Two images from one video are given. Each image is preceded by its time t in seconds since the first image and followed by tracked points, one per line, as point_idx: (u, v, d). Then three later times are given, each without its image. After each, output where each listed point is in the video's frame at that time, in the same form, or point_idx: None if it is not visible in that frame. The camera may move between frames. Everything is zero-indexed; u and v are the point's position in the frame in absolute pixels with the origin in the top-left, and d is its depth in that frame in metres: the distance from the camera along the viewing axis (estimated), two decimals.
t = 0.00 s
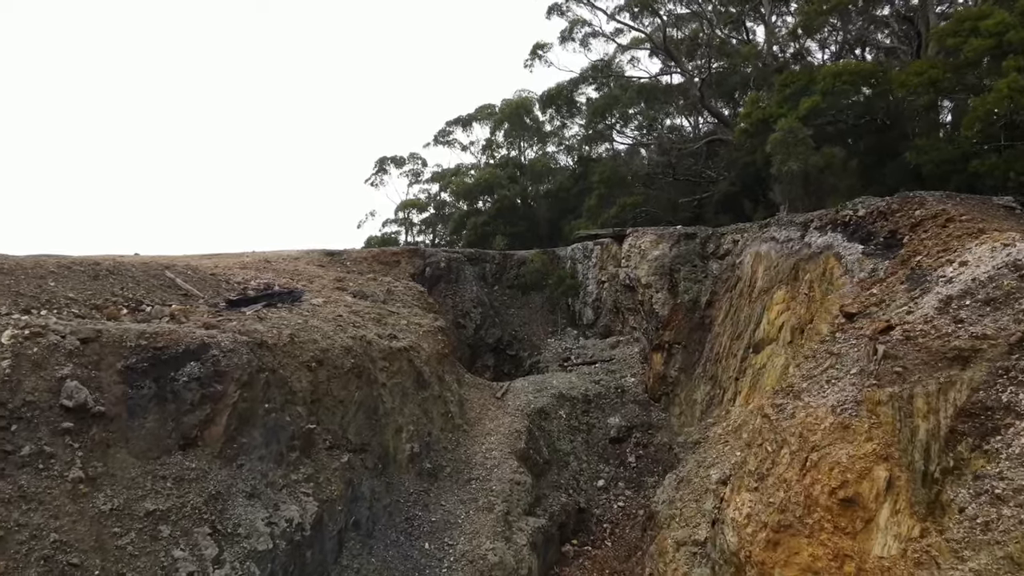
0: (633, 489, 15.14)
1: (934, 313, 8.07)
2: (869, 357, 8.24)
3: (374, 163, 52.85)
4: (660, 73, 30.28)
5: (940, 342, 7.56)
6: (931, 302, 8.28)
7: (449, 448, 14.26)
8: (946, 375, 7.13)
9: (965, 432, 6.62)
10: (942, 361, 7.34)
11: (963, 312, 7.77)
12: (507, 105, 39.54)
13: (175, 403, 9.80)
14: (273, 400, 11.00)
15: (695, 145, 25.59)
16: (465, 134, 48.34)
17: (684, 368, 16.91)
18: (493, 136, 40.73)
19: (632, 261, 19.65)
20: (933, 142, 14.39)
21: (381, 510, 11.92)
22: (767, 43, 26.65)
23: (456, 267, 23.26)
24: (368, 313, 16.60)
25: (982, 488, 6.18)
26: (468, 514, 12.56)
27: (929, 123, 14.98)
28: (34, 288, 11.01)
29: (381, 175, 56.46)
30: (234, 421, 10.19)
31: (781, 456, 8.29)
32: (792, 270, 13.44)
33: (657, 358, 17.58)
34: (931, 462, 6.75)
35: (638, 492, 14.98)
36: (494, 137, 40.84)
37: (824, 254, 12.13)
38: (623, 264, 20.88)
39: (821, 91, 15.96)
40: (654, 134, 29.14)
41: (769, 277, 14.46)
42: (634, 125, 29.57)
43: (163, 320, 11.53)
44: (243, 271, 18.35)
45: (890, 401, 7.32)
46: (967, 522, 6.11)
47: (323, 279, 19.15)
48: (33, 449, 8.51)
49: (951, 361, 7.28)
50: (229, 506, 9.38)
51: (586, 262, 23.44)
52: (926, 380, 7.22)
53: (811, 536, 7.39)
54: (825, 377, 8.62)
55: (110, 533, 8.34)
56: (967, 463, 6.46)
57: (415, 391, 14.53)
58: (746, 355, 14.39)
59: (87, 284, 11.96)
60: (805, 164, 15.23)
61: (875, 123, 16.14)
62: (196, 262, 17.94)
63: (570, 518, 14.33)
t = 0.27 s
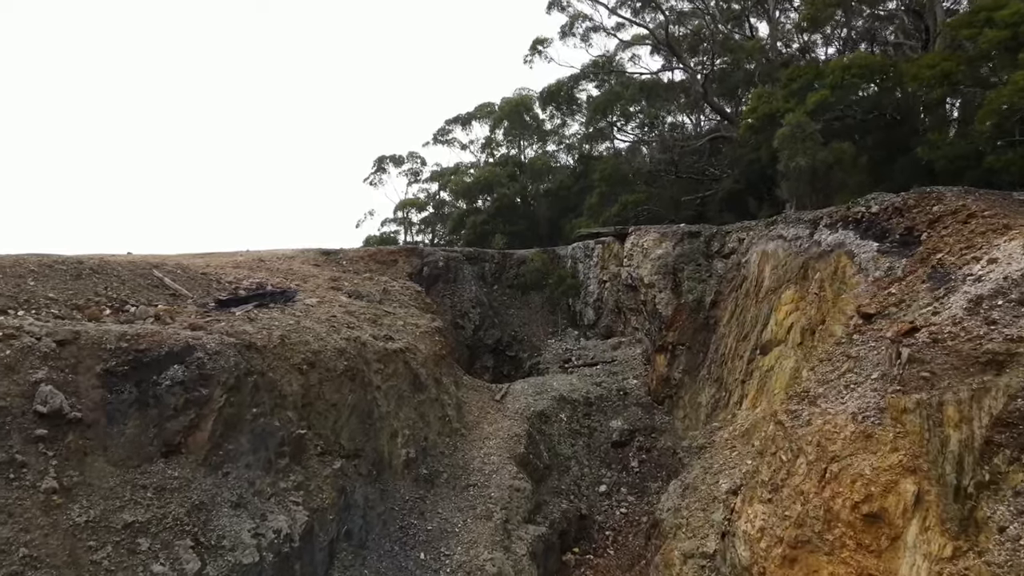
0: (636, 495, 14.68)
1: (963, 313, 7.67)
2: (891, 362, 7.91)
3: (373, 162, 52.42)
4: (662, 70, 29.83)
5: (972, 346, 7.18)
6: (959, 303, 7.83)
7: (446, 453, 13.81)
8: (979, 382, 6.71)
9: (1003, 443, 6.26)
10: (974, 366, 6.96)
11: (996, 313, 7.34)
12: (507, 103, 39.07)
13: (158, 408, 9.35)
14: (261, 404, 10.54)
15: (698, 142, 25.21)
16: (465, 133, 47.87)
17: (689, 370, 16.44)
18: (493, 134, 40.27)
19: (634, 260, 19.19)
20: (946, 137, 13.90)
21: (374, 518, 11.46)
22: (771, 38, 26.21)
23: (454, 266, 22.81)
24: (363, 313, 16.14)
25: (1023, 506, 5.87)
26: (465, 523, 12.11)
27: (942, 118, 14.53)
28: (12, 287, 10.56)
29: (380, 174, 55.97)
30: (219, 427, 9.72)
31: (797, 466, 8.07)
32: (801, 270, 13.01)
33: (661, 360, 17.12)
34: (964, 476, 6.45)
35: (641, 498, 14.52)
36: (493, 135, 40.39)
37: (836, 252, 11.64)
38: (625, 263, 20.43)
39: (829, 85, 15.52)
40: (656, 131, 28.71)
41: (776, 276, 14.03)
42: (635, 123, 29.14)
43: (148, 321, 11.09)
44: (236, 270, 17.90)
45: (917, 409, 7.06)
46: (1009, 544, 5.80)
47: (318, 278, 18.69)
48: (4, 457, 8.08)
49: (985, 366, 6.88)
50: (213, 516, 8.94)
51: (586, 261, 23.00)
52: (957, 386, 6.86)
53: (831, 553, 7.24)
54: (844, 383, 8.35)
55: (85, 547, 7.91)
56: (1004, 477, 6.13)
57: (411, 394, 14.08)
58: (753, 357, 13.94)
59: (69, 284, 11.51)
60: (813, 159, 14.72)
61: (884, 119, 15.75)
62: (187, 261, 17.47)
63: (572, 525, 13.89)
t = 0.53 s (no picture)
0: (640, 501, 14.21)
1: (997, 314, 7.36)
2: (917, 365, 7.59)
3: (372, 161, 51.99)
4: (663, 66, 29.39)
5: (1009, 350, 6.86)
6: (993, 302, 7.52)
7: (443, 458, 13.35)
8: (1018, 388, 6.40)
9: None
10: (1011, 371, 6.66)
11: None
12: (507, 100, 38.61)
13: (138, 413, 8.93)
14: (249, 409, 10.08)
15: (701, 140, 24.82)
16: (465, 132, 47.45)
17: (693, 372, 15.99)
18: (492, 132, 39.82)
19: (637, 259, 18.75)
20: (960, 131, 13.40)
21: (368, 528, 11.00)
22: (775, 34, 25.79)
23: (453, 266, 22.37)
24: (358, 313, 15.70)
25: None
26: (463, 531, 11.65)
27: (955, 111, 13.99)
28: None
29: (379, 173, 55.49)
30: (205, 433, 9.29)
31: (816, 478, 7.82)
32: (811, 269, 12.59)
33: (664, 361, 16.66)
34: (1002, 491, 6.13)
35: (645, 505, 14.05)
36: (493, 133, 39.93)
37: (848, 250, 11.18)
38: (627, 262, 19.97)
39: (839, 78, 15.09)
40: (658, 129, 28.27)
41: (785, 276, 13.60)
42: (636, 120, 28.72)
43: (131, 321, 10.64)
44: (228, 269, 17.45)
45: (949, 418, 6.70)
46: None
47: (312, 278, 18.24)
48: None
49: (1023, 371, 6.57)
50: (196, 528, 8.50)
51: (587, 260, 22.55)
52: (994, 394, 6.54)
53: (857, 572, 6.98)
54: (864, 389, 8.03)
55: (57, 562, 7.46)
56: None
57: (407, 397, 13.62)
58: (761, 359, 13.49)
59: (50, 283, 11.06)
60: (822, 155, 14.30)
61: (894, 113, 15.11)
62: (178, 260, 17.03)
63: (573, 533, 13.43)
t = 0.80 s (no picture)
0: (643, 508, 13.75)
1: None
2: (948, 370, 7.58)
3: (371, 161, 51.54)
4: (666, 63, 28.93)
5: None
6: None
7: (441, 464, 12.90)
8: None
9: None
10: None
11: None
12: (507, 98, 38.14)
13: (118, 419, 8.54)
14: (236, 414, 9.63)
15: (704, 137, 24.33)
16: (464, 131, 47.00)
17: (698, 374, 15.53)
18: (492, 130, 39.36)
19: (639, 258, 18.29)
20: (974, 125, 12.88)
21: (361, 537, 10.54)
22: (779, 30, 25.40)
23: (451, 265, 21.93)
24: (353, 314, 15.25)
25: None
26: (460, 541, 11.19)
27: (969, 105, 13.54)
28: None
29: (378, 172, 55.01)
30: (188, 440, 8.85)
31: (840, 491, 7.79)
32: (822, 267, 12.14)
33: (668, 363, 16.20)
34: None
35: (649, 511, 13.59)
36: (493, 131, 39.46)
37: (862, 249, 10.74)
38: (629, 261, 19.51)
39: (849, 71, 14.62)
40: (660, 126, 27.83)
41: (793, 275, 13.19)
42: (638, 118, 28.27)
43: (114, 322, 10.21)
44: (220, 268, 17.01)
45: (987, 428, 6.67)
46: None
47: (307, 278, 17.79)
48: None
49: None
50: (178, 541, 8.07)
51: (589, 260, 22.13)
52: None
53: None
54: (888, 395, 8.04)
55: None
56: None
57: (403, 400, 13.16)
58: (769, 361, 13.05)
59: (30, 282, 10.63)
60: (832, 150, 13.84)
61: (904, 108, 14.60)
62: (169, 259, 16.58)
63: (575, 542, 12.99)
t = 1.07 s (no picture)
0: (648, 515, 13.31)
1: None
2: (982, 377, 7.15)
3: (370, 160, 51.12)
4: (668, 60, 28.48)
5: None
6: None
7: (438, 470, 12.45)
8: None
9: None
10: None
11: None
12: (507, 96, 37.67)
13: (95, 427, 8.14)
14: (222, 419, 9.18)
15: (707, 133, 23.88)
16: (464, 129, 46.54)
17: (704, 376, 15.07)
18: (492, 128, 38.88)
19: (642, 257, 17.85)
20: (990, 119, 12.41)
21: (354, 548, 10.10)
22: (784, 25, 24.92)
23: (450, 264, 21.47)
24: (348, 314, 14.80)
25: None
26: (458, 551, 10.75)
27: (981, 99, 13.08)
28: None
29: (377, 171, 54.56)
30: (170, 448, 8.44)
31: (866, 506, 7.41)
32: (833, 266, 11.69)
33: (672, 365, 15.74)
34: None
35: (653, 519, 13.14)
36: (493, 129, 39.01)
37: (876, 247, 10.30)
38: (632, 260, 19.06)
39: (860, 63, 14.18)
40: (662, 124, 27.39)
41: (803, 275, 12.75)
42: (640, 115, 27.83)
43: (95, 323, 9.77)
44: (212, 267, 16.57)
45: None
46: None
47: (302, 277, 17.34)
48: None
49: None
50: (157, 555, 7.67)
51: (590, 259, 21.71)
52: None
53: None
54: (915, 403, 7.60)
55: None
56: None
57: (399, 404, 12.72)
58: (778, 363, 12.61)
59: (8, 281, 10.20)
60: (842, 146, 13.41)
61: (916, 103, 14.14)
62: (159, 258, 16.14)
63: (577, 551, 12.56)
